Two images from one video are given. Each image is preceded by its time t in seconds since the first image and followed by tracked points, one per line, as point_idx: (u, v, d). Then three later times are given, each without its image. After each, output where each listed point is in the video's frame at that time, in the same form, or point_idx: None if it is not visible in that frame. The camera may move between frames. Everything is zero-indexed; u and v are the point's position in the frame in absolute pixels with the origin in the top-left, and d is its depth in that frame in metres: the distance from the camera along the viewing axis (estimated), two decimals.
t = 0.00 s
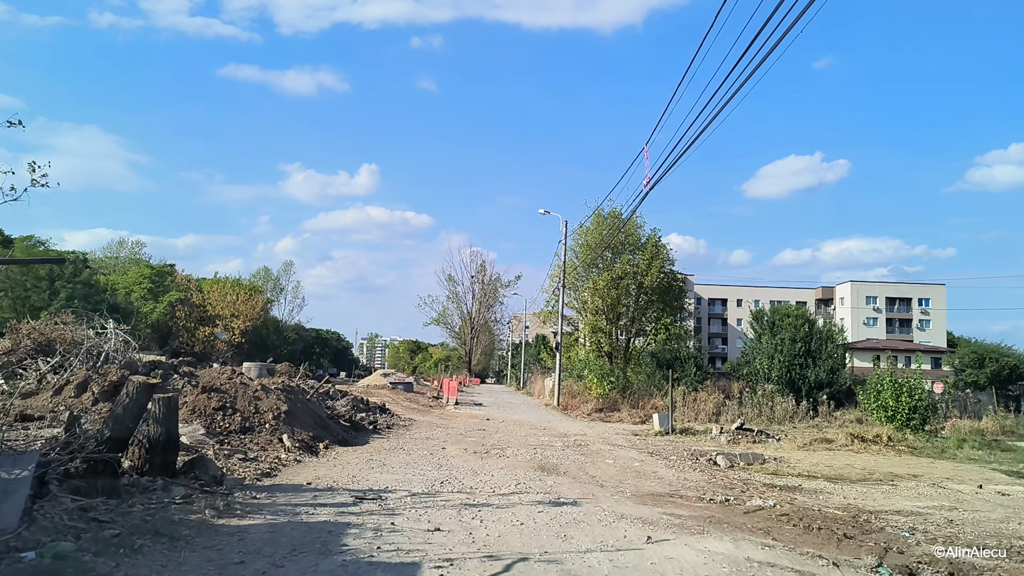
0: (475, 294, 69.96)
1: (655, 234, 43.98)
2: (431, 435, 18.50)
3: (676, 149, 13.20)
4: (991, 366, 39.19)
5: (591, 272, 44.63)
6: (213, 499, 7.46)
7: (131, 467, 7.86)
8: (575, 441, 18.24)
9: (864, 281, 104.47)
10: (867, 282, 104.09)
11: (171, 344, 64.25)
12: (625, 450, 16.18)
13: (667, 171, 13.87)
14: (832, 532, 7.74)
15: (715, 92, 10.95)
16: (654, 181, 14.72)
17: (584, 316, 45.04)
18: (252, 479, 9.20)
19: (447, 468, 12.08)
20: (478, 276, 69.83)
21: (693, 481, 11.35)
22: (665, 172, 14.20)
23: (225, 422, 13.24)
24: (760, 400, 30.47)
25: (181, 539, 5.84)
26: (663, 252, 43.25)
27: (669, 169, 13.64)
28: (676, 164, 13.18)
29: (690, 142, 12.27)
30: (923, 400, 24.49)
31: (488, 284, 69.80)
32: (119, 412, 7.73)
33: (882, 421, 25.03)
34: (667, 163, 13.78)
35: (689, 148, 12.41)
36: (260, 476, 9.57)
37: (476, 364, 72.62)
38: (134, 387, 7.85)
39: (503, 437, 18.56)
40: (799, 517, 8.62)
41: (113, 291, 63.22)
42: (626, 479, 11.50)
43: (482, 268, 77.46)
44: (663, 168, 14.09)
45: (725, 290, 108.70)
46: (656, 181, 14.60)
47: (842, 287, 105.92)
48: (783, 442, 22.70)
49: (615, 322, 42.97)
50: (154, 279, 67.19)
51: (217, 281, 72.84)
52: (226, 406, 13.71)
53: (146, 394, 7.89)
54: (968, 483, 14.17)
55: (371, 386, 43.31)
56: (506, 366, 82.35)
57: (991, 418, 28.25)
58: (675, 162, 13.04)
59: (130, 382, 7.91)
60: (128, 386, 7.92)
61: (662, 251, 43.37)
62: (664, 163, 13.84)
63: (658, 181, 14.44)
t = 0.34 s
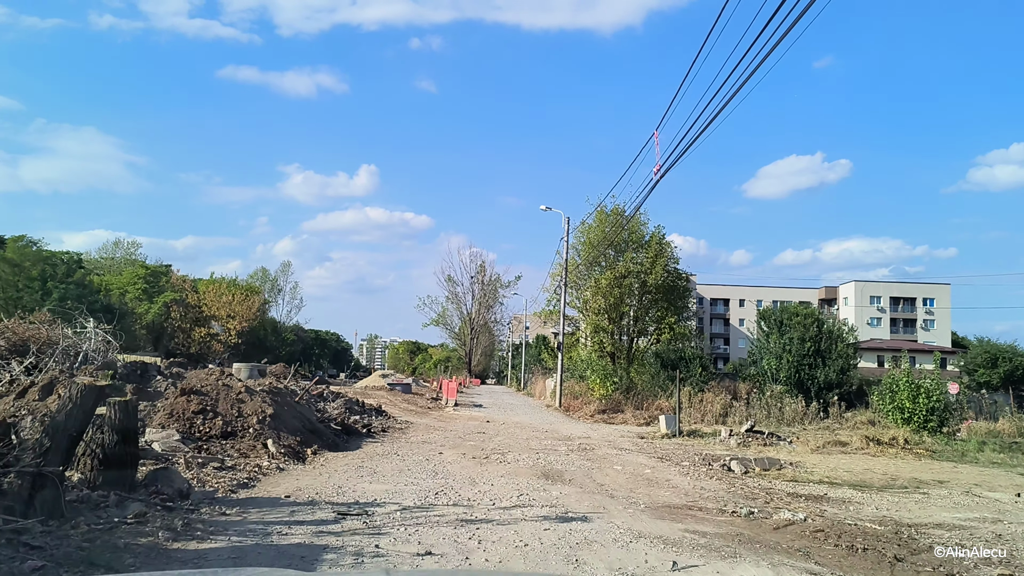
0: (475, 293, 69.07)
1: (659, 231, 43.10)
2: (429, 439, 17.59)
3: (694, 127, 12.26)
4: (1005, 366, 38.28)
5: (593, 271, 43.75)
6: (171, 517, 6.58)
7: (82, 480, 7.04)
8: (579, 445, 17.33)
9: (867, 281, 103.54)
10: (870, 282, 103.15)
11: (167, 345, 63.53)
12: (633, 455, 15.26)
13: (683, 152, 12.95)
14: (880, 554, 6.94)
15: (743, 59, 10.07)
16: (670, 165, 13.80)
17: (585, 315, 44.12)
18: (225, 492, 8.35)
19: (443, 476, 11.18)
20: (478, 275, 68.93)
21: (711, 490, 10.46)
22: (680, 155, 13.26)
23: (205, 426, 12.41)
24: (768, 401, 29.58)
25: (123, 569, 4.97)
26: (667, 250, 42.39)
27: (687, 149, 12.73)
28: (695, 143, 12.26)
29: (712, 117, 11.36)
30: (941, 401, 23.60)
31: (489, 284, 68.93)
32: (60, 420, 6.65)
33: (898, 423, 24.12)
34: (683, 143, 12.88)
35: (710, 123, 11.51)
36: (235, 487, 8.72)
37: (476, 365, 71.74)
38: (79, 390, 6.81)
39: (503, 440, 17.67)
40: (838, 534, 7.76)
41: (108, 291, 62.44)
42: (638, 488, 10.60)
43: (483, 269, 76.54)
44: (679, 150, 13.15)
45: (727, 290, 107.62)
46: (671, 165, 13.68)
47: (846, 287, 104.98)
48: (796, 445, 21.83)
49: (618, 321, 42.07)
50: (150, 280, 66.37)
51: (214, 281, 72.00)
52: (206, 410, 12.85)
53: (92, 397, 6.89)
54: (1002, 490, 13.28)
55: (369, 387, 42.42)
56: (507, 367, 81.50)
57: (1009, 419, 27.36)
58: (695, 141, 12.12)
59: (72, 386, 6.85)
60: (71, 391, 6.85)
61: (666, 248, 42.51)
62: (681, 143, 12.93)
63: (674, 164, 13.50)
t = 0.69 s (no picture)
0: (475, 292, 68.03)
1: (663, 227, 42.06)
2: (426, 441, 16.57)
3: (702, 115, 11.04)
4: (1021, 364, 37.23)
5: (595, 268, 42.69)
6: (115, 539, 5.56)
7: (15, 495, 5.99)
8: (585, 448, 16.30)
9: (872, 279, 102.39)
10: (874, 280, 102.00)
11: (163, 344, 62.55)
12: (645, 458, 14.23)
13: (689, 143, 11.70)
14: None
15: (763, 30, 8.79)
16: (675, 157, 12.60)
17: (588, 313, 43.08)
18: (189, 504, 7.35)
19: (440, 484, 10.15)
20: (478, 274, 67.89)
21: (737, 500, 9.40)
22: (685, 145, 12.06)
23: (179, 430, 11.45)
24: (779, 401, 28.53)
25: None
26: (671, 246, 41.33)
27: (694, 139, 11.46)
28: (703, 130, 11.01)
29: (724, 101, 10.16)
30: (964, 400, 22.58)
31: (489, 283, 67.89)
32: None
33: (920, 424, 23.09)
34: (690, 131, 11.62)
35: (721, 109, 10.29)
36: (202, 499, 7.72)
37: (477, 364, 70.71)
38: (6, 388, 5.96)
39: (505, 443, 16.63)
40: (895, 553, 6.74)
41: (104, 290, 61.51)
42: (655, 498, 9.55)
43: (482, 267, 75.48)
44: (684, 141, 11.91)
45: (730, 289, 106.40)
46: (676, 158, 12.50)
47: (850, 285, 103.85)
48: (812, 447, 20.79)
49: (622, 319, 41.03)
50: (147, 278, 65.36)
51: (211, 280, 71.01)
52: (181, 411, 11.87)
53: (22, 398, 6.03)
54: None
55: (367, 387, 41.41)
56: (508, 367, 80.50)
57: None
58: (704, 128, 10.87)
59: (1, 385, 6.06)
60: None
61: (671, 245, 41.46)
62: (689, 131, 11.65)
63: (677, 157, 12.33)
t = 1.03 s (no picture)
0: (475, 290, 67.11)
1: (667, 223, 41.15)
2: (424, 444, 15.65)
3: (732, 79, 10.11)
4: None
5: (598, 264, 41.78)
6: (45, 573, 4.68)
7: None
8: (593, 451, 15.37)
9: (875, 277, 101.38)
10: (878, 278, 101.00)
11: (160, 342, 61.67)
12: (657, 463, 13.31)
13: (716, 116, 10.76)
14: None
15: None
16: (697, 133, 11.66)
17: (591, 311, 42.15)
18: (149, 523, 6.70)
19: (438, 494, 9.25)
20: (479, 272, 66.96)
21: (767, 513, 8.49)
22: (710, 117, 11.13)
23: (156, 433, 10.50)
24: (790, 401, 27.63)
25: None
26: (676, 242, 40.41)
27: (720, 111, 10.50)
28: (732, 99, 10.05)
29: (763, 58, 9.21)
30: (986, 402, 21.66)
31: (490, 281, 66.99)
32: None
33: (941, 426, 22.17)
34: (715, 99, 10.68)
35: (761, 66, 9.34)
36: (165, 515, 7.03)
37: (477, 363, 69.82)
38: None
39: (508, 446, 15.71)
40: None
41: (99, 288, 60.62)
42: (675, 511, 8.65)
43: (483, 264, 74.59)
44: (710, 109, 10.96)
45: (733, 287, 105.35)
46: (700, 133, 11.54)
47: (853, 283, 102.82)
48: (829, 449, 19.89)
49: (626, 316, 40.06)
50: (143, 275, 64.42)
51: (209, 277, 70.07)
52: (159, 413, 10.91)
53: None
54: None
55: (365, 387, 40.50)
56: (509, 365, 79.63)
57: None
58: (734, 96, 9.91)
59: None
60: None
61: (676, 240, 40.54)
62: (714, 101, 10.69)
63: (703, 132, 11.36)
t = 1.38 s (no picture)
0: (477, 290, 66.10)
1: (675, 220, 40.14)
2: (422, 450, 14.61)
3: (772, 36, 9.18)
4: None
5: (605, 261, 40.79)
6: None
7: None
8: (604, 458, 14.33)
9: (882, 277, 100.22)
10: (885, 279, 99.84)
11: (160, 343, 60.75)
12: (675, 471, 12.27)
13: (750, 82, 9.85)
14: None
15: None
16: (728, 103, 10.74)
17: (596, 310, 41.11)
18: (93, 550, 5.55)
19: (437, 509, 8.21)
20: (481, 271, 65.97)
21: (809, 533, 7.47)
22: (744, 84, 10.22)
23: (125, 440, 9.53)
24: (805, 403, 26.57)
25: None
26: (684, 239, 39.41)
27: (755, 79, 9.58)
28: (769, 65, 9.14)
29: (802, 21, 8.33)
30: (1016, 405, 20.52)
31: (492, 281, 66.02)
32: None
33: (968, 430, 21.10)
34: (746, 70, 9.74)
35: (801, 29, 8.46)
36: (116, 539, 5.90)
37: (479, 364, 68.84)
38: None
39: (513, 452, 14.67)
40: None
41: (97, 286, 59.72)
42: (706, 530, 7.61)
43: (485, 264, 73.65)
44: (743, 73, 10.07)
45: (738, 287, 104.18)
46: (730, 104, 10.64)
47: (860, 283, 101.62)
48: (851, 455, 18.83)
49: (632, 315, 39.03)
50: (141, 274, 63.45)
51: (208, 276, 69.05)
52: (129, 418, 9.92)
53: None
54: None
55: (365, 387, 39.48)
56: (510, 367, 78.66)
57: None
58: (772, 60, 8.99)
59: None
60: None
61: (683, 238, 39.53)
62: (747, 70, 9.78)
63: (734, 102, 10.45)
